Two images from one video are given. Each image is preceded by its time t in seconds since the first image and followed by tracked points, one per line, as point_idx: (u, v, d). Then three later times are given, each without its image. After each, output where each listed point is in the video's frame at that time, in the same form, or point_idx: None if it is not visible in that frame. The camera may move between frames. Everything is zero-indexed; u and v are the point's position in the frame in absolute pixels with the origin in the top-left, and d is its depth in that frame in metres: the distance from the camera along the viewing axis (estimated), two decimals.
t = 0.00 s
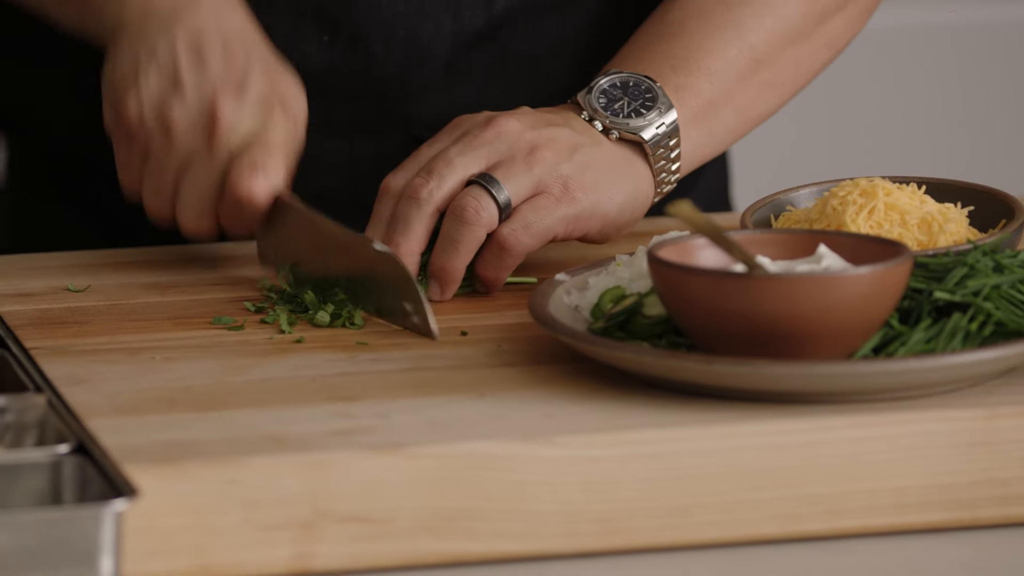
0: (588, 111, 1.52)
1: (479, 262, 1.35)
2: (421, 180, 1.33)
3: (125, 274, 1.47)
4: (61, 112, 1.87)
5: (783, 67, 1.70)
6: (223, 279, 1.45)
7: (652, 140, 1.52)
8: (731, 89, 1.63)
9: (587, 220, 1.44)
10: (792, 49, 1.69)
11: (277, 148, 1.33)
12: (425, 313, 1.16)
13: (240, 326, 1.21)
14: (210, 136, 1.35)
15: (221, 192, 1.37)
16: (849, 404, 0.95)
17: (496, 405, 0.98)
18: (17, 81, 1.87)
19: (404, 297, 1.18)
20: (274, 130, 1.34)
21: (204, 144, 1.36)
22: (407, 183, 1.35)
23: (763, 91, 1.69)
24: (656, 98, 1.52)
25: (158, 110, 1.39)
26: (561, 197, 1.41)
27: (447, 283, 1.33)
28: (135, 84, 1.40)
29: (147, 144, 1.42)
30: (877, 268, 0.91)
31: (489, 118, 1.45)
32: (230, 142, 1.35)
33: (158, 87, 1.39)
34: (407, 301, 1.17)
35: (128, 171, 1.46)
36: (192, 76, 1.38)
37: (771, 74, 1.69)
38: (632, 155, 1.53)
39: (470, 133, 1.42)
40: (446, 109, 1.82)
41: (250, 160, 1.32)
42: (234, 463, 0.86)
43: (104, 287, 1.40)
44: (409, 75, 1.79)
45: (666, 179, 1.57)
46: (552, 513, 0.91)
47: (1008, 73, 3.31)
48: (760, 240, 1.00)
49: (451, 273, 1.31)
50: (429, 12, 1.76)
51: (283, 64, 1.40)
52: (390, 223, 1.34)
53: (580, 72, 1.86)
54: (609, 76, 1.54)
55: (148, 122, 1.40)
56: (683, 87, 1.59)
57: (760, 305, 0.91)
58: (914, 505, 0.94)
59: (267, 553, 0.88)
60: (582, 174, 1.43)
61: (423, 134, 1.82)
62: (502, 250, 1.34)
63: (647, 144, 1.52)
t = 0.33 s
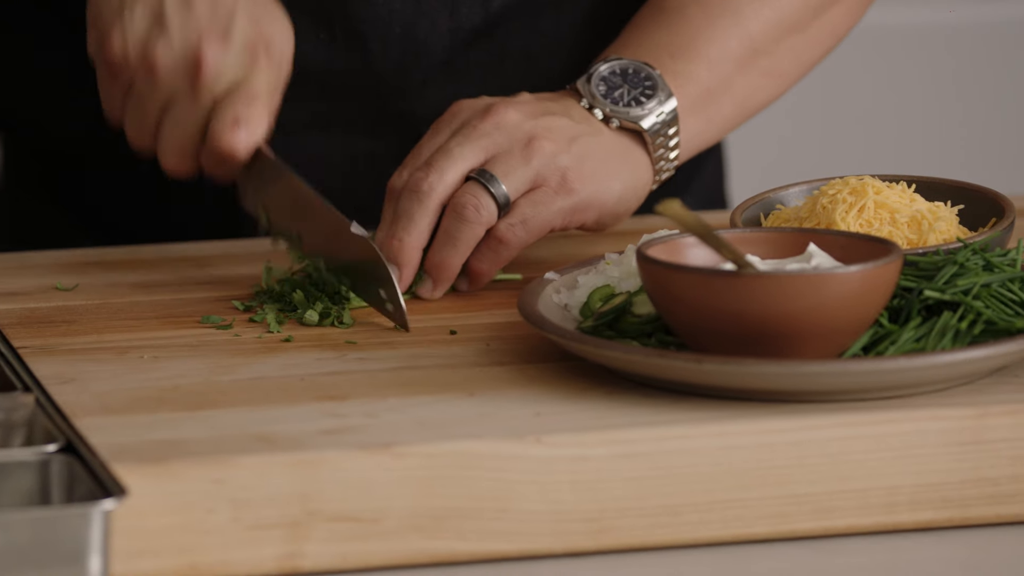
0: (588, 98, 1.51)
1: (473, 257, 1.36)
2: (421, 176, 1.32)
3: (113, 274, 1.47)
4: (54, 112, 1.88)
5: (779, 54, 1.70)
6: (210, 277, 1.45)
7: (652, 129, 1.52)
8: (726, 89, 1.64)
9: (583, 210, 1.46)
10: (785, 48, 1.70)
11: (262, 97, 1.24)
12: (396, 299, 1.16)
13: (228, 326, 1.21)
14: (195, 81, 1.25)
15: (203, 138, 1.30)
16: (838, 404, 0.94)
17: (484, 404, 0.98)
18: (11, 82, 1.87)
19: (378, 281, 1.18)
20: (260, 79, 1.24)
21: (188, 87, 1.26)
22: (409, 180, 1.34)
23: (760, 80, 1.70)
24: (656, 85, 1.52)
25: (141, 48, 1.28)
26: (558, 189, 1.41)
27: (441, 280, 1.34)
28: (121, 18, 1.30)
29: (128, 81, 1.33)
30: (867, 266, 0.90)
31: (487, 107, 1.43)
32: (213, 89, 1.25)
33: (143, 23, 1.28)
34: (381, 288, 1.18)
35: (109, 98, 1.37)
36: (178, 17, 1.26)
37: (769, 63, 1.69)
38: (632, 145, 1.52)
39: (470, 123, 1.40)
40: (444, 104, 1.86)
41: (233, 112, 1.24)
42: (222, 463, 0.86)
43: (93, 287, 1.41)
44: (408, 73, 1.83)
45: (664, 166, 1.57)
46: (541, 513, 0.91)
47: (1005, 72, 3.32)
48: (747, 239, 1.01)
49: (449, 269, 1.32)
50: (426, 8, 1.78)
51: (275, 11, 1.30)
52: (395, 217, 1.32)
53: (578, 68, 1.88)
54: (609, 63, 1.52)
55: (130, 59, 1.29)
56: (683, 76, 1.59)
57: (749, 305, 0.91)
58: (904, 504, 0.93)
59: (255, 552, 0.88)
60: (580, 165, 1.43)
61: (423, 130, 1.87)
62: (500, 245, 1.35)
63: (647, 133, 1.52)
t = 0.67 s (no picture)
0: (579, 81, 1.51)
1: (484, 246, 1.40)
2: (417, 177, 1.32)
3: (100, 274, 1.48)
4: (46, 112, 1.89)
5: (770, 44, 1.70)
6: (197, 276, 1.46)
7: (644, 112, 1.51)
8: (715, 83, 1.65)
9: (580, 201, 1.46)
10: (773, 43, 1.70)
11: (268, 85, 1.28)
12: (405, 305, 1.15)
13: (215, 326, 1.22)
14: (201, 60, 1.29)
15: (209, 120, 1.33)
16: (824, 404, 0.94)
17: (470, 403, 0.98)
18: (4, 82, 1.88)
19: (391, 286, 1.16)
20: (266, 63, 1.30)
21: (196, 67, 1.30)
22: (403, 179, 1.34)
23: (752, 62, 1.70)
24: (647, 68, 1.51)
25: (150, 29, 1.33)
26: (555, 182, 1.41)
27: (451, 274, 1.35)
28: None
29: (136, 58, 1.36)
30: (852, 266, 0.90)
31: (480, 103, 1.42)
32: (222, 70, 1.30)
33: (154, 6, 1.33)
34: (392, 288, 1.16)
35: (114, 76, 1.41)
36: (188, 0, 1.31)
37: (762, 46, 1.69)
38: (622, 127, 1.52)
39: (461, 119, 1.40)
40: (421, 101, 1.87)
41: (241, 97, 1.25)
42: (208, 463, 0.86)
43: (79, 287, 1.41)
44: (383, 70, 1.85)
45: (656, 149, 1.57)
46: (528, 513, 0.91)
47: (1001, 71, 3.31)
48: (733, 239, 1.01)
49: (457, 269, 1.34)
50: (403, 8, 1.83)
51: None
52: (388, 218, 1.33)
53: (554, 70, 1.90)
54: (601, 44, 1.52)
55: (139, 39, 1.34)
56: (675, 55, 1.58)
57: (734, 304, 0.91)
58: (890, 503, 0.93)
59: (241, 552, 0.88)
60: (574, 157, 1.43)
61: (398, 132, 1.87)
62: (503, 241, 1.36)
63: (639, 116, 1.51)
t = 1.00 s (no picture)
0: (575, 84, 1.51)
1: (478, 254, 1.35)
2: (416, 178, 1.31)
3: (94, 274, 1.48)
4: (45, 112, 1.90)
5: (764, 46, 1.71)
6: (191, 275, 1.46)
7: (639, 116, 1.51)
8: (707, 85, 1.66)
9: (579, 202, 1.46)
10: (766, 44, 1.71)
11: (269, 113, 1.28)
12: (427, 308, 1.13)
13: (210, 326, 1.22)
14: (202, 95, 1.30)
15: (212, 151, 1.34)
16: (820, 403, 0.95)
17: (464, 403, 0.98)
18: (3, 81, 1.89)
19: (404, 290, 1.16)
20: (266, 93, 1.30)
21: (196, 101, 1.31)
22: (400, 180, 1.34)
23: (742, 66, 1.70)
24: (643, 73, 1.51)
25: (147, 65, 1.33)
26: (555, 183, 1.41)
27: (447, 276, 1.35)
28: (124, 35, 1.34)
29: (132, 95, 1.37)
30: (847, 266, 0.90)
31: (479, 104, 1.43)
32: (223, 101, 1.30)
33: (149, 41, 1.33)
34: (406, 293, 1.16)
35: (108, 113, 1.42)
36: (183, 36, 1.32)
37: (753, 50, 1.69)
38: (620, 132, 1.53)
39: (461, 120, 1.40)
40: (410, 103, 1.88)
41: (242, 126, 1.26)
42: (204, 463, 0.86)
43: (74, 285, 1.42)
44: (371, 71, 1.86)
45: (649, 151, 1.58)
46: (523, 512, 0.91)
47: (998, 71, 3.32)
48: (728, 239, 1.01)
49: (454, 271, 1.34)
50: (390, 8, 1.83)
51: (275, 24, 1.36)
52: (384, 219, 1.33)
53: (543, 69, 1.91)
54: (598, 47, 1.52)
55: (136, 75, 1.34)
56: (668, 60, 1.59)
57: (730, 304, 0.91)
58: (884, 503, 0.93)
59: (237, 551, 0.87)
60: (572, 159, 1.43)
61: (385, 131, 1.87)
62: (505, 241, 1.34)
63: (633, 120, 1.51)
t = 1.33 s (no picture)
0: (581, 86, 1.50)
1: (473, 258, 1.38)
2: (419, 179, 1.32)
3: (91, 274, 1.48)
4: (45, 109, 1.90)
5: (767, 46, 1.71)
6: (189, 275, 1.46)
7: (645, 118, 1.51)
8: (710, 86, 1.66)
9: (579, 204, 1.46)
10: (767, 45, 1.71)
11: (268, 143, 1.37)
12: (433, 309, 1.16)
13: (208, 325, 1.22)
14: (201, 129, 1.39)
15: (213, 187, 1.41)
16: (818, 403, 0.95)
17: (464, 403, 0.98)
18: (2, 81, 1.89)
19: (409, 292, 1.19)
20: (264, 123, 1.39)
21: (195, 137, 1.40)
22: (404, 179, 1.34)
23: (750, 65, 1.70)
24: (649, 75, 1.51)
25: (145, 106, 1.43)
26: (554, 186, 1.41)
27: (447, 277, 1.36)
28: (120, 80, 1.45)
29: (132, 139, 1.45)
30: (846, 265, 0.90)
31: (483, 102, 1.42)
32: (222, 135, 1.39)
33: (145, 84, 1.44)
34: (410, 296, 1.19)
35: (111, 168, 1.51)
36: (179, 72, 1.42)
37: (759, 49, 1.69)
38: (624, 134, 1.52)
39: (465, 118, 1.39)
40: (403, 103, 1.87)
41: (243, 156, 1.35)
42: (204, 462, 0.86)
43: (71, 284, 1.42)
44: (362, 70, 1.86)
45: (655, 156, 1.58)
46: (521, 512, 0.91)
47: (998, 72, 3.32)
48: (727, 239, 1.01)
49: (453, 272, 1.35)
50: (381, 9, 1.83)
51: (269, 66, 1.47)
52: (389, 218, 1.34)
53: (538, 69, 1.90)
54: (604, 50, 1.51)
55: (134, 118, 1.43)
56: (674, 62, 1.59)
57: (729, 304, 0.91)
58: (883, 502, 0.93)
59: (236, 551, 0.87)
60: (574, 160, 1.43)
61: (379, 133, 1.87)
62: (498, 247, 1.36)
63: (639, 122, 1.51)
